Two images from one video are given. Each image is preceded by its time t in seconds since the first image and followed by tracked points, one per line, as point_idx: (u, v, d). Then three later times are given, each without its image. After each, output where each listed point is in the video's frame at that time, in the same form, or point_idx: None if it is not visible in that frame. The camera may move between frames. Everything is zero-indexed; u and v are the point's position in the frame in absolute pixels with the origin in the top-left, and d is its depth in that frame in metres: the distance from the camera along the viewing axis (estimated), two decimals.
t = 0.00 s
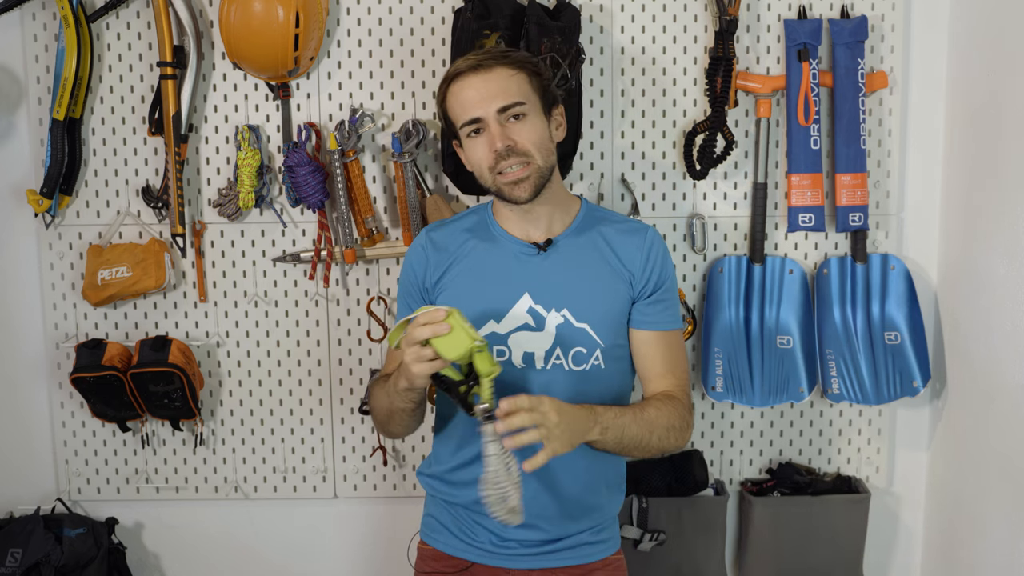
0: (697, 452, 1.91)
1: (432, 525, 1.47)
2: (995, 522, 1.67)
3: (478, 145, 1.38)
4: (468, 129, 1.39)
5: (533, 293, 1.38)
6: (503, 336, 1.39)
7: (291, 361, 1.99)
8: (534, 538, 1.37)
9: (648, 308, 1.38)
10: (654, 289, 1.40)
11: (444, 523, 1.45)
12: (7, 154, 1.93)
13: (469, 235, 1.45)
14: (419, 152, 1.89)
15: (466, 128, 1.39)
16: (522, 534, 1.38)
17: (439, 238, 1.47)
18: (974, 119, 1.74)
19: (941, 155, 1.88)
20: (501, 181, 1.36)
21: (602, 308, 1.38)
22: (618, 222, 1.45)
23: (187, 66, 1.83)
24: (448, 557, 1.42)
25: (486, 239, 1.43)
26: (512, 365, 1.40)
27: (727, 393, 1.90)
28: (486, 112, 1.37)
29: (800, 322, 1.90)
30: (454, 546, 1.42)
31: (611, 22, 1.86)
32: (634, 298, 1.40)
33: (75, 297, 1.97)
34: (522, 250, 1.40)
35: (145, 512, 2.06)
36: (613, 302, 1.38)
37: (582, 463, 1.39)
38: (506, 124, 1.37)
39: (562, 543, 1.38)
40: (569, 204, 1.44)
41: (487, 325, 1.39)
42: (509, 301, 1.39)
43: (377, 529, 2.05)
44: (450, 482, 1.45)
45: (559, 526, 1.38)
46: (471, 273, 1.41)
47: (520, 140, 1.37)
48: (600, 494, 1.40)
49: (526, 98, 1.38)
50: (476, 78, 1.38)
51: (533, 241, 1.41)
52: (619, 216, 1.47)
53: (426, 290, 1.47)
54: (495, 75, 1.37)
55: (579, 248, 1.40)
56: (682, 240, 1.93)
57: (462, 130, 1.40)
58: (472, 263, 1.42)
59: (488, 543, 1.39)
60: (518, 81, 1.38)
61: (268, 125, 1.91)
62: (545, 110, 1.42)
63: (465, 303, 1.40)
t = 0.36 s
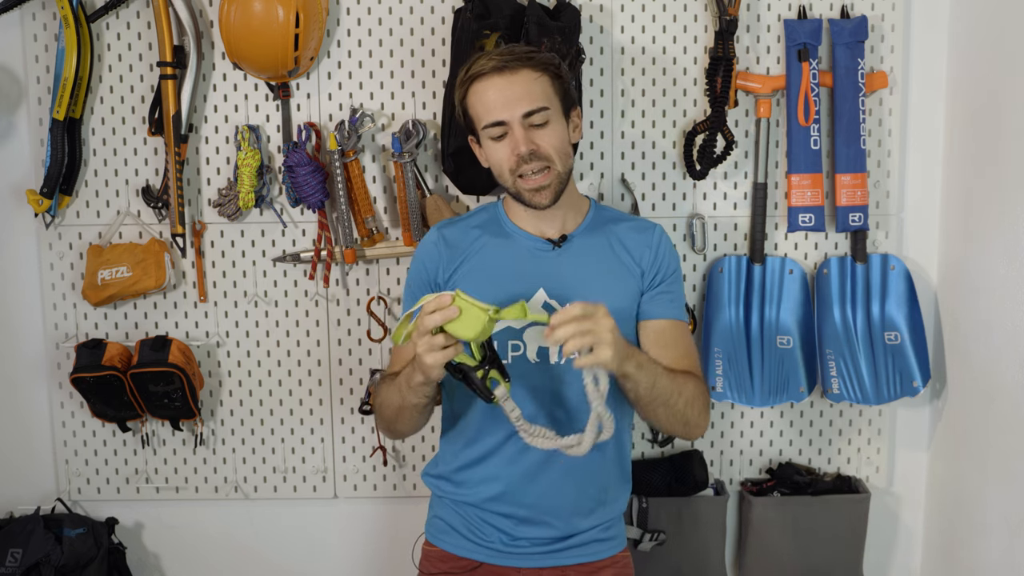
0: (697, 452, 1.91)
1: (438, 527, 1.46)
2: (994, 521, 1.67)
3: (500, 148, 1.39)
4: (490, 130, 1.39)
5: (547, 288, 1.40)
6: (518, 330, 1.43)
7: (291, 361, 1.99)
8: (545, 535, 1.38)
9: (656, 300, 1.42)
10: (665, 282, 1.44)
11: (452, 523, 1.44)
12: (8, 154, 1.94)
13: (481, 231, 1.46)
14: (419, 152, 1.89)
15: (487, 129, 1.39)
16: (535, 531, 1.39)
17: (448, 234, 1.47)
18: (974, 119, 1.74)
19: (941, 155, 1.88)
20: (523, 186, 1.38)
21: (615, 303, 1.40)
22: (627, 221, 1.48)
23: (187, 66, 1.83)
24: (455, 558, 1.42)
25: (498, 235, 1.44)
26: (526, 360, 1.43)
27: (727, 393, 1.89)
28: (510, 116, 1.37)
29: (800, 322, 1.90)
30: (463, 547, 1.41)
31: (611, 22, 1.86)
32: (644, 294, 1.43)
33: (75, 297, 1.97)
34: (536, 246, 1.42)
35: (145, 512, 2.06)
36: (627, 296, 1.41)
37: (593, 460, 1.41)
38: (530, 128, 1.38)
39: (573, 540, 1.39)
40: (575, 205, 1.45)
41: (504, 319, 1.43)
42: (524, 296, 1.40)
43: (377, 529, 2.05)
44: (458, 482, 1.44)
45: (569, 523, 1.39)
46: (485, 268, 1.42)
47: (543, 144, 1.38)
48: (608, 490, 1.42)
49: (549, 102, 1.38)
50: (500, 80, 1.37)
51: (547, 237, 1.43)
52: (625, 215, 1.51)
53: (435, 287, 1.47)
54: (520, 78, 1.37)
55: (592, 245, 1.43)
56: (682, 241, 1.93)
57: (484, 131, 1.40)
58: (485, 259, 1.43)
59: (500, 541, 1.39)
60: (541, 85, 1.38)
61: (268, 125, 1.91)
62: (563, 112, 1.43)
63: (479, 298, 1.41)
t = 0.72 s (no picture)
0: (697, 452, 1.91)
1: (443, 527, 1.46)
2: (994, 521, 1.67)
3: (505, 146, 1.39)
4: (496, 129, 1.39)
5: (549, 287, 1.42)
6: (521, 329, 1.44)
7: (291, 361, 1.99)
8: (549, 536, 1.38)
9: (660, 300, 1.42)
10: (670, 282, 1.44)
11: (457, 524, 1.45)
12: (8, 153, 1.93)
13: (484, 230, 1.47)
14: (419, 152, 1.89)
15: (492, 128, 1.40)
16: (540, 532, 1.39)
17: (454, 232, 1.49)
18: (975, 119, 1.74)
19: (941, 155, 1.88)
20: (527, 185, 1.38)
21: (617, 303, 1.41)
22: (632, 220, 1.48)
23: (187, 66, 1.83)
24: (460, 559, 1.42)
25: (502, 233, 1.46)
26: (529, 359, 1.43)
27: (727, 393, 1.89)
28: (516, 116, 1.37)
29: (801, 322, 1.90)
30: (468, 547, 1.42)
31: (611, 22, 1.86)
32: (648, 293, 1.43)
33: (75, 297, 1.97)
34: (539, 244, 1.43)
35: (145, 512, 2.06)
36: (631, 295, 1.41)
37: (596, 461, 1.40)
38: (536, 128, 1.38)
39: (577, 542, 1.39)
40: (579, 207, 1.45)
41: (507, 318, 1.45)
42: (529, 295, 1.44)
43: (377, 529, 2.05)
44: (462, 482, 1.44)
45: (573, 524, 1.39)
46: (488, 266, 1.44)
47: (550, 144, 1.38)
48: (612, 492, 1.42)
49: (555, 102, 1.38)
50: (507, 80, 1.38)
51: (550, 237, 1.44)
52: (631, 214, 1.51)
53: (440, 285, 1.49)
54: (526, 78, 1.37)
55: (595, 244, 1.43)
56: (681, 241, 1.93)
57: (490, 130, 1.40)
58: (488, 257, 1.44)
59: (505, 542, 1.40)
60: (548, 85, 1.38)
61: (268, 125, 1.91)
62: (569, 112, 1.43)
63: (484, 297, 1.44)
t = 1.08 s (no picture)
0: (697, 452, 1.91)
1: (444, 524, 1.47)
2: (994, 521, 1.67)
3: (519, 135, 1.38)
4: (513, 116, 1.38)
5: (540, 299, 1.39)
6: (510, 341, 1.40)
7: (291, 361, 1.99)
8: (547, 536, 1.38)
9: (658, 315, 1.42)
10: (662, 295, 1.42)
11: (456, 521, 1.45)
12: (7, 154, 1.93)
13: (476, 239, 1.45)
14: (419, 152, 1.89)
15: (510, 114, 1.39)
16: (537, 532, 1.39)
17: (446, 241, 1.47)
18: (975, 119, 1.74)
19: (941, 155, 1.88)
20: (533, 179, 1.37)
21: (611, 314, 1.39)
22: (625, 227, 1.45)
23: (187, 66, 1.83)
24: (461, 556, 1.43)
25: (494, 243, 1.44)
26: (519, 370, 1.41)
27: (727, 393, 1.89)
28: (538, 108, 1.37)
29: (800, 322, 1.90)
30: (466, 544, 1.42)
31: (611, 22, 1.86)
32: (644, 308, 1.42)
33: (75, 297, 1.97)
34: (530, 255, 1.41)
35: (145, 512, 2.06)
36: (622, 304, 1.39)
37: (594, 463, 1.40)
38: (555, 125, 1.38)
39: (573, 543, 1.38)
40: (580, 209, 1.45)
41: (495, 330, 1.40)
42: (516, 307, 1.39)
43: (377, 529, 2.05)
44: (463, 479, 1.45)
45: (571, 525, 1.39)
46: (480, 277, 1.42)
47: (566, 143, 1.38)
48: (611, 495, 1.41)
49: (577, 106, 1.40)
50: (533, 70, 1.38)
51: (542, 246, 1.42)
52: (626, 219, 1.48)
53: (433, 295, 1.48)
54: (553, 74, 1.38)
55: (588, 254, 1.41)
56: (681, 241, 1.93)
57: (506, 116, 1.39)
58: (480, 268, 1.42)
59: (502, 540, 1.40)
60: (573, 87, 1.40)
61: (268, 125, 1.91)
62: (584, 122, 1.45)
63: (473, 307, 1.41)
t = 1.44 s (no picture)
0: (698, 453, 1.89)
1: (443, 521, 1.46)
2: (994, 522, 1.67)
3: (515, 158, 1.36)
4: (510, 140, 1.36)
5: (538, 310, 1.39)
6: (507, 352, 1.39)
7: (291, 361, 1.99)
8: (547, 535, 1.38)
9: (659, 325, 1.42)
10: (661, 306, 1.42)
11: (455, 518, 1.44)
12: (8, 154, 1.94)
13: (474, 245, 1.44)
14: (419, 152, 1.89)
15: (506, 139, 1.36)
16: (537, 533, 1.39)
17: (444, 246, 1.46)
18: (974, 119, 1.74)
19: (941, 154, 1.88)
20: (525, 206, 1.36)
21: (608, 326, 1.39)
22: (623, 235, 1.45)
23: (187, 66, 1.83)
24: (460, 554, 1.42)
25: (491, 250, 1.43)
26: (516, 380, 1.40)
27: (726, 393, 1.89)
28: (536, 138, 1.34)
29: (800, 322, 1.90)
30: (465, 542, 1.42)
31: (611, 22, 1.86)
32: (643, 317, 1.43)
33: (75, 297, 1.97)
34: (528, 265, 1.40)
35: (145, 512, 2.06)
36: (620, 317, 1.39)
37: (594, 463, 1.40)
38: (552, 154, 1.35)
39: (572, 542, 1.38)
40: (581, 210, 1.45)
41: (492, 341, 1.40)
42: (514, 318, 1.39)
43: (377, 529, 2.05)
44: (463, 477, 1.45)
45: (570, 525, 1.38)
46: (478, 285, 1.41)
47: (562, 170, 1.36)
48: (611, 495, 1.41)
49: (577, 133, 1.37)
50: (534, 97, 1.34)
51: (539, 256, 1.41)
52: (624, 225, 1.48)
53: (430, 300, 1.47)
54: (554, 102, 1.34)
55: (586, 264, 1.40)
56: (682, 241, 1.93)
57: (504, 140, 1.36)
58: (478, 276, 1.42)
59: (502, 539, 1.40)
60: (575, 112, 1.36)
61: (268, 125, 1.91)
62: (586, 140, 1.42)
63: (470, 316, 1.41)
